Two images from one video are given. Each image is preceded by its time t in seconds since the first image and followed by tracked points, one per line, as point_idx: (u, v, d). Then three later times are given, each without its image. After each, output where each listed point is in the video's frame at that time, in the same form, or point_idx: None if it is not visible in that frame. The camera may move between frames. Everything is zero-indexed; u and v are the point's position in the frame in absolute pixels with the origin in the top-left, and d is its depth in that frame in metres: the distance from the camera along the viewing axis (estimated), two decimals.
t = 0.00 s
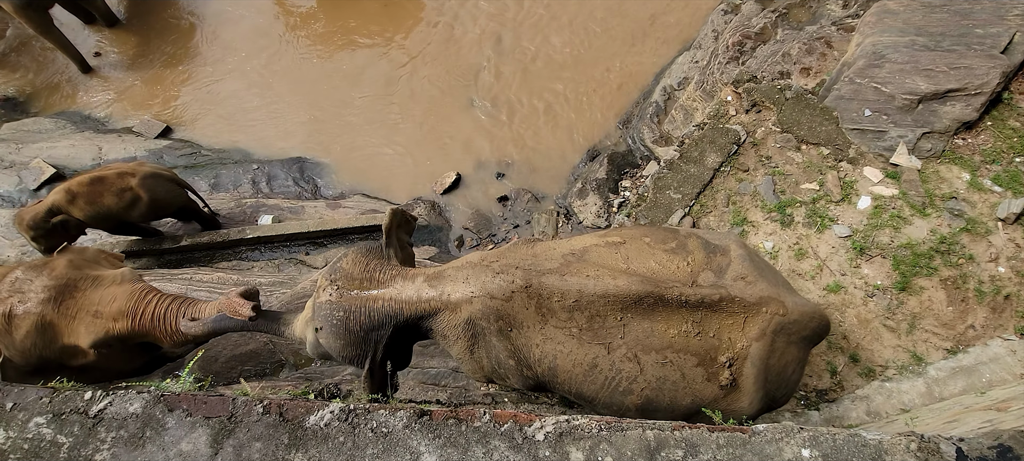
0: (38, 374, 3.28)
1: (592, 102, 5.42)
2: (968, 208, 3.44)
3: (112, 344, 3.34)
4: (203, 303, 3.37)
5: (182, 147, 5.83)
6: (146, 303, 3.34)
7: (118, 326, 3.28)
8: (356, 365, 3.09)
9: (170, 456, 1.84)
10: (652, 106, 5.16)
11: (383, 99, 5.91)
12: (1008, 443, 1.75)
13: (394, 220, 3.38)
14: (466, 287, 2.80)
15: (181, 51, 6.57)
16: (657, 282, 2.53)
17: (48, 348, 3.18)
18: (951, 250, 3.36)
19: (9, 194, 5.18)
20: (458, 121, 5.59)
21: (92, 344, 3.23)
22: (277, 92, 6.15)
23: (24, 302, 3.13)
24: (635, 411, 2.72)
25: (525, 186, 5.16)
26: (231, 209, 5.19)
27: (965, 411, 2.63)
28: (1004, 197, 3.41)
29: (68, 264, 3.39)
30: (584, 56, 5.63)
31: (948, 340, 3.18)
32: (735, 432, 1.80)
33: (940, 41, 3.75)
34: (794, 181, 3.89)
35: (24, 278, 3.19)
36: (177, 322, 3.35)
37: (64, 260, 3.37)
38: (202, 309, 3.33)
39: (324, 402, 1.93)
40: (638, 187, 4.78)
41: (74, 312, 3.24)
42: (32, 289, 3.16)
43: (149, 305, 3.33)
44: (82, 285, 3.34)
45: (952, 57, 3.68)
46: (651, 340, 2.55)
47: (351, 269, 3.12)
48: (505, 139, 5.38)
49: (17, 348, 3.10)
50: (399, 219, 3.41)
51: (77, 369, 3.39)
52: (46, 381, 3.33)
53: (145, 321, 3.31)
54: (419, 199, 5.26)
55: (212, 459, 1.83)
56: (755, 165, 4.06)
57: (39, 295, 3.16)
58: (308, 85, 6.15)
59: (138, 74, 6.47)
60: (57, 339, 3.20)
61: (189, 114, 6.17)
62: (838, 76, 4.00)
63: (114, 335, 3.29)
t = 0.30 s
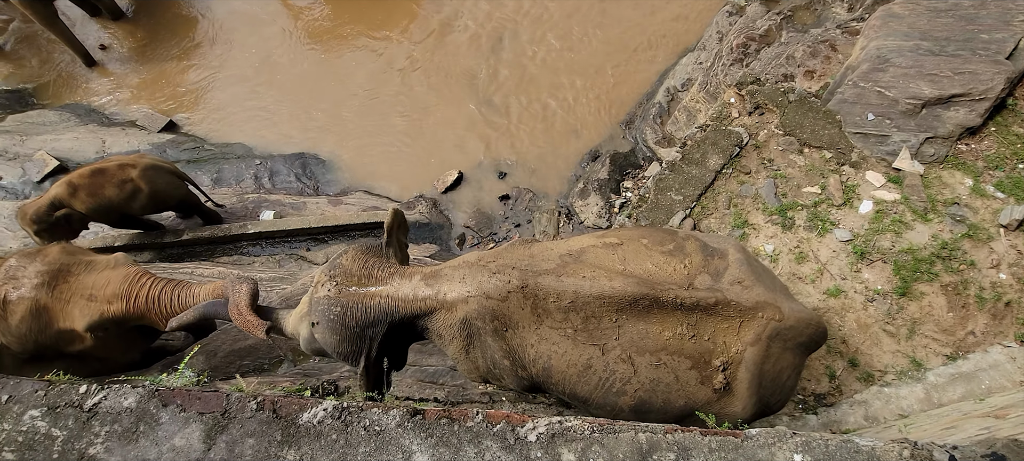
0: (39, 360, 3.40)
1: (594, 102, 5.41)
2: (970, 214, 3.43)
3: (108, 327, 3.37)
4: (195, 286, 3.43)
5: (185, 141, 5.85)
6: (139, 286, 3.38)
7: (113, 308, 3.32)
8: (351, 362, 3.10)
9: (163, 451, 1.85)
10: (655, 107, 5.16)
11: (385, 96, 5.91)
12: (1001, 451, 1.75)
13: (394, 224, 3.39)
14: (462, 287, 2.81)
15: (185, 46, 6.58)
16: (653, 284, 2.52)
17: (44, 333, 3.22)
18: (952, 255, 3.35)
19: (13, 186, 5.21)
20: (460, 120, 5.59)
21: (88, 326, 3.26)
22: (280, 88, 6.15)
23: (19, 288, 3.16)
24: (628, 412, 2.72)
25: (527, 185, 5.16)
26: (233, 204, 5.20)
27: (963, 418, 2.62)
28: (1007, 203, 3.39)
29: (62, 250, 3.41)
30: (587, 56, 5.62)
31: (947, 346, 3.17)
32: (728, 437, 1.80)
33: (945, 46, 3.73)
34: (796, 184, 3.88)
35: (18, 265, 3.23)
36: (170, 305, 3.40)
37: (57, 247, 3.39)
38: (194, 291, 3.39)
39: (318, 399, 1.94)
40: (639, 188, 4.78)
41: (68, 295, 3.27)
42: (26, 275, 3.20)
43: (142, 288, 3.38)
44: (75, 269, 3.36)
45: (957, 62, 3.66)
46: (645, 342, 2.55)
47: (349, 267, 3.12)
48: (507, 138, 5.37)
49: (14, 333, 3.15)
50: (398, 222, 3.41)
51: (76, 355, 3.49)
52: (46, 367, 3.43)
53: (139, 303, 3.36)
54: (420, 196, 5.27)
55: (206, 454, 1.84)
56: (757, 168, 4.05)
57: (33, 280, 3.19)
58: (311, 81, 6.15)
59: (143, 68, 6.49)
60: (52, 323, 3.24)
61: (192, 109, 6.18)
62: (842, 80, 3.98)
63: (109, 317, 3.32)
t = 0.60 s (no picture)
0: (33, 338, 3.38)
1: (598, 97, 5.38)
2: (972, 218, 3.40)
3: (102, 304, 3.38)
4: (190, 266, 3.49)
5: (188, 126, 5.86)
6: (134, 264, 3.41)
7: (107, 285, 3.32)
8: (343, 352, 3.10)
9: (147, 435, 1.86)
10: (659, 103, 5.13)
11: (388, 86, 5.89)
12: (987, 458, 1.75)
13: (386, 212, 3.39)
14: (455, 281, 2.82)
15: (190, 30, 6.57)
16: (645, 282, 2.52)
17: (38, 309, 3.22)
18: (952, 259, 3.33)
19: (17, 167, 5.23)
20: (462, 111, 5.58)
21: (83, 302, 3.26)
22: (284, 75, 6.14)
23: (13, 265, 3.16)
24: (618, 409, 2.71)
25: (528, 178, 5.15)
26: (235, 190, 5.21)
27: (955, 423, 2.62)
28: (1010, 208, 3.37)
29: (57, 228, 3.43)
30: (592, 50, 5.58)
31: (944, 350, 3.16)
32: (709, 436, 1.80)
33: (954, 48, 3.69)
34: (798, 184, 3.86)
35: (12, 242, 3.22)
36: (164, 283, 3.46)
37: (52, 225, 3.40)
38: (189, 271, 3.46)
39: (302, 389, 1.94)
40: (641, 183, 4.76)
41: (61, 272, 3.26)
42: (20, 252, 3.20)
43: (137, 266, 3.41)
44: (69, 247, 3.36)
45: (965, 64, 3.62)
46: (636, 340, 2.55)
47: (343, 257, 3.12)
48: (508, 131, 5.36)
49: (9, 309, 3.15)
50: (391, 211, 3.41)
51: (72, 333, 3.49)
52: (40, 345, 3.41)
53: (134, 281, 3.39)
54: (421, 187, 5.27)
55: (188, 440, 1.85)
56: (758, 166, 4.03)
57: (27, 257, 3.19)
58: (316, 68, 6.14)
59: (148, 52, 6.49)
60: (47, 300, 3.24)
61: (196, 94, 6.17)
62: (848, 79, 3.94)
63: (103, 294, 3.33)
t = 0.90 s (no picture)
0: (31, 311, 3.49)
1: (603, 91, 5.36)
2: (974, 226, 3.39)
3: (98, 279, 3.41)
4: (185, 244, 3.45)
5: (193, 106, 5.86)
6: (130, 241, 3.41)
7: (102, 260, 3.36)
8: (334, 339, 3.13)
9: (133, 412, 1.89)
10: (666, 99, 5.10)
11: (393, 73, 5.88)
12: None
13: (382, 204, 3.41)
14: (448, 272, 2.84)
15: (199, 10, 6.56)
16: (637, 279, 2.53)
17: (35, 281, 3.29)
18: (952, 267, 3.32)
19: (23, 141, 5.26)
20: (466, 101, 5.57)
21: (77, 276, 3.30)
22: (291, 59, 6.14)
23: (12, 237, 3.23)
24: (606, 404, 2.74)
25: (530, 170, 5.15)
26: (238, 172, 5.23)
27: (943, 430, 2.62)
28: (1013, 217, 3.35)
29: (57, 203, 3.49)
30: (600, 43, 5.54)
31: (938, 357, 3.16)
32: (687, 434, 1.81)
33: (965, 54, 3.65)
34: (800, 186, 3.85)
35: (12, 214, 3.29)
36: (159, 260, 3.41)
37: (52, 199, 3.47)
38: (183, 249, 3.42)
39: (287, 372, 1.96)
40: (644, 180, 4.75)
41: (58, 246, 3.31)
42: (20, 225, 3.26)
43: (133, 243, 3.41)
44: (67, 221, 3.41)
45: (976, 71, 3.59)
46: (626, 336, 2.56)
47: (338, 244, 3.13)
48: (512, 123, 5.35)
49: (7, 280, 3.23)
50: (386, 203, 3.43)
51: (68, 308, 3.56)
52: (37, 318, 3.51)
53: (129, 257, 3.39)
54: (424, 175, 5.27)
55: (173, 418, 1.88)
56: (762, 167, 4.02)
57: (25, 229, 3.26)
58: (323, 53, 6.13)
59: (156, 31, 6.49)
60: (44, 272, 3.30)
61: (203, 75, 6.18)
62: (856, 82, 3.90)
63: (99, 269, 3.36)
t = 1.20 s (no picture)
0: (31, 291, 3.50)
1: (610, 91, 5.34)
2: (979, 238, 3.37)
3: (93, 262, 3.41)
4: (180, 230, 3.47)
5: (202, 94, 5.90)
6: (126, 225, 3.42)
7: (98, 243, 3.36)
8: (331, 331, 3.14)
9: (128, 397, 1.92)
10: (673, 101, 5.09)
11: (400, 68, 5.89)
12: None
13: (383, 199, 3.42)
14: (447, 269, 2.85)
15: None
16: (634, 282, 2.53)
17: (32, 263, 3.31)
18: (954, 279, 3.31)
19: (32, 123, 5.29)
20: (472, 97, 5.57)
21: (72, 259, 3.31)
22: (300, 50, 6.16)
23: (11, 218, 3.25)
24: (600, 406, 2.75)
25: (534, 168, 5.15)
26: (245, 162, 5.26)
27: (938, 441, 2.62)
28: (1018, 230, 3.33)
29: (59, 185, 3.52)
30: (609, 43, 5.52)
31: (937, 368, 3.15)
32: (675, 437, 1.81)
33: (977, 64, 3.60)
34: (805, 193, 3.84)
35: (14, 195, 3.33)
36: (154, 245, 3.45)
37: (54, 182, 3.50)
38: (178, 235, 3.44)
39: (281, 362, 1.98)
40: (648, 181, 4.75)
41: (56, 228, 3.33)
42: (20, 205, 3.29)
43: (129, 227, 3.42)
44: (66, 204, 3.43)
45: (986, 81, 3.54)
46: (622, 339, 2.56)
47: (338, 236, 3.16)
48: (517, 121, 5.35)
49: (6, 261, 3.25)
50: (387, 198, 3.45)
51: (66, 290, 3.57)
52: (37, 299, 3.53)
53: (125, 241, 3.41)
54: (428, 171, 5.28)
55: (168, 404, 1.90)
56: (766, 172, 4.01)
57: (25, 210, 3.28)
58: (332, 45, 6.14)
59: (167, 18, 6.53)
60: (40, 254, 3.32)
61: (212, 64, 6.21)
62: (865, 90, 3.87)
63: (94, 252, 3.36)
